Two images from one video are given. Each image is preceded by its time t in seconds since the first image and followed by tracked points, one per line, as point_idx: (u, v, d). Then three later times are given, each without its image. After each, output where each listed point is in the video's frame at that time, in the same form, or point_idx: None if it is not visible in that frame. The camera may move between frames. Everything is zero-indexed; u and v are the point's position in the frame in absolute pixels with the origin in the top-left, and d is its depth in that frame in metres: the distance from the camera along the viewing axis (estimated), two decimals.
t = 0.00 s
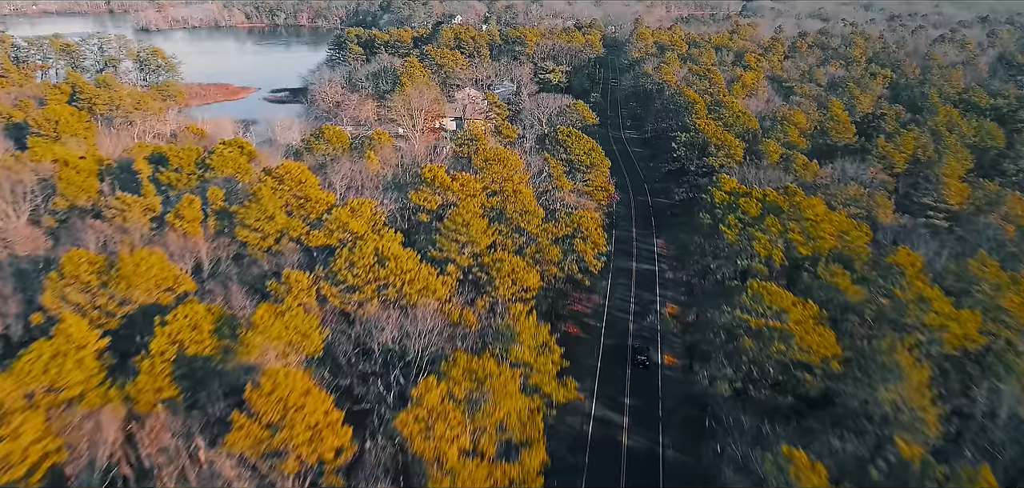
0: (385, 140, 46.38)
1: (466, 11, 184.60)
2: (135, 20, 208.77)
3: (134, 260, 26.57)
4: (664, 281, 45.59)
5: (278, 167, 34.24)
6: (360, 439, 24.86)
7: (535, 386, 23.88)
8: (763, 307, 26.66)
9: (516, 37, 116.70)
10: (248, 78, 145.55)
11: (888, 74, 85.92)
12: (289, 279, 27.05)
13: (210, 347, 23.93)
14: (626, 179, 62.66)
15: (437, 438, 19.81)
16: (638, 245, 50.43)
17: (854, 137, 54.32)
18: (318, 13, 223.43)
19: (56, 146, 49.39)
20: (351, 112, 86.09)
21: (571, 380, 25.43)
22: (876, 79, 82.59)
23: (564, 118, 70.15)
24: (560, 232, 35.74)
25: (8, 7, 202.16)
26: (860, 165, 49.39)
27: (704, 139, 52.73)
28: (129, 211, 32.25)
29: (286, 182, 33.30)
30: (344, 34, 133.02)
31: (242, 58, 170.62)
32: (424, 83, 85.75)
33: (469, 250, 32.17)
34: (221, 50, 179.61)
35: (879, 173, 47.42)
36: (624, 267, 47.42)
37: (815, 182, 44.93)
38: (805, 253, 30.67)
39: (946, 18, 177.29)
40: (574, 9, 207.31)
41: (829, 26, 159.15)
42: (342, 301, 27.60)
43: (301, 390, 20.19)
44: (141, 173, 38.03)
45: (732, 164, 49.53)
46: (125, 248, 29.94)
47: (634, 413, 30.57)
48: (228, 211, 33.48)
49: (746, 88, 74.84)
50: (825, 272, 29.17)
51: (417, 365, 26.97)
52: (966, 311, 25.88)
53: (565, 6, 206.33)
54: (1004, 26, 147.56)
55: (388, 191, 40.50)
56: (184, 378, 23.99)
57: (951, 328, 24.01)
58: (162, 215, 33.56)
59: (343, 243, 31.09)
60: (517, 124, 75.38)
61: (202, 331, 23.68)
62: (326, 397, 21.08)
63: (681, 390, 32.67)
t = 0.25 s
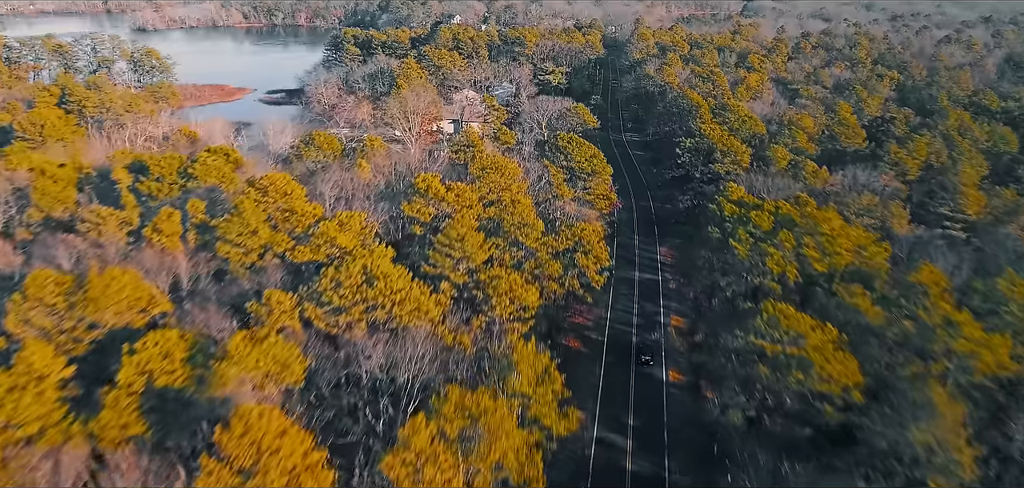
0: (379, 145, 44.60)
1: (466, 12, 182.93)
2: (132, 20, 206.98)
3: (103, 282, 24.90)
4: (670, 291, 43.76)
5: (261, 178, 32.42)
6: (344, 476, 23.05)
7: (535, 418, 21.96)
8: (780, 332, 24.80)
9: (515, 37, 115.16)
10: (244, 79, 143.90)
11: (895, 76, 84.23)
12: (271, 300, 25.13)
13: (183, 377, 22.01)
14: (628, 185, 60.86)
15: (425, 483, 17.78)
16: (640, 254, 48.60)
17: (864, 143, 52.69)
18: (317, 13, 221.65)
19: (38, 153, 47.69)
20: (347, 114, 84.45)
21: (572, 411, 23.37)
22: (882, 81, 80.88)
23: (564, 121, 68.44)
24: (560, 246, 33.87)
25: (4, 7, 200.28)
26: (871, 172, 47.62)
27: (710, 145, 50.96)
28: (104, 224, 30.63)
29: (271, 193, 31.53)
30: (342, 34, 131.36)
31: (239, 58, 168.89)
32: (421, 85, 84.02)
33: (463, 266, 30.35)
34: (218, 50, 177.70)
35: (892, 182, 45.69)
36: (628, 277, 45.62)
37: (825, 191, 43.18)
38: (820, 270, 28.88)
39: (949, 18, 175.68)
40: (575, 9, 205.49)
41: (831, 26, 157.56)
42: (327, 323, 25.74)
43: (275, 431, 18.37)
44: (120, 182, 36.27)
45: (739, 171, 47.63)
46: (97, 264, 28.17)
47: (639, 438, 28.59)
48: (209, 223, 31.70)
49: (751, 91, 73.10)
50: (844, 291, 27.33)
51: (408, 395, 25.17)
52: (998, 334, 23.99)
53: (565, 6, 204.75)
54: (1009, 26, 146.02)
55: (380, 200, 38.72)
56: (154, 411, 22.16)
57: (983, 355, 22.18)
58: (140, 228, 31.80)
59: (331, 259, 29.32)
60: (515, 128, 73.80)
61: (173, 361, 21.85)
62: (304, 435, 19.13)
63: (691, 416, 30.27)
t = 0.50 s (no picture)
0: (371, 152, 42.67)
1: (464, 11, 181.13)
2: (128, 19, 204.92)
3: (67, 306, 22.85)
4: (672, 303, 41.91)
5: (243, 189, 30.51)
6: None
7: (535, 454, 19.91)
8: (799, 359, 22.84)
9: (514, 38, 113.24)
10: (240, 80, 141.90)
11: (902, 78, 82.39)
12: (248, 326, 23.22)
13: (148, 413, 20.07)
14: (630, 191, 59.04)
15: None
16: (643, 263, 46.77)
17: (875, 148, 50.92)
18: (315, 12, 219.70)
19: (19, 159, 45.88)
20: (343, 116, 82.71)
21: (575, 447, 21.35)
22: (890, 83, 79.07)
23: (564, 125, 66.66)
24: (561, 262, 31.92)
25: None
26: (884, 179, 45.81)
27: (716, 150, 49.26)
28: (75, 239, 28.86)
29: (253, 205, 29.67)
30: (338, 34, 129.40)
31: (235, 58, 166.89)
32: (417, 86, 82.21)
33: (458, 283, 28.50)
34: (214, 51, 175.55)
35: (906, 189, 43.84)
36: (628, 287, 43.70)
37: (837, 200, 41.38)
38: (838, 289, 27.06)
39: (952, 18, 174.08)
40: (574, 9, 203.47)
41: (834, 26, 155.97)
42: (310, 349, 23.90)
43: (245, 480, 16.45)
44: (96, 193, 34.44)
45: (746, 177, 45.78)
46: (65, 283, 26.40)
47: (644, 470, 26.97)
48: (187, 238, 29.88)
49: (755, 93, 71.29)
50: (866, 313, 25.43)
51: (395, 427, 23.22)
52: None
53: (564, 6, 203.27)
54: (1014, 26, 144.28)
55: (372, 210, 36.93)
56: (117, 448, 20.28)
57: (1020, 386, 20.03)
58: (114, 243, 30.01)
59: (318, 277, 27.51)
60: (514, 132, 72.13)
61: (137, 395, 19.91)
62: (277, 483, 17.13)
63: (702, 448, 28.28)
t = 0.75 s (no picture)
0: (363, 160, 40.77)
1: (464, 11, 179.33)
2: (124, 19, 202.90)
3: (24, 335, 20.98)
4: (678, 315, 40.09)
5: (223, 204, 28.65)
6: None
7: None
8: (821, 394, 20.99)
9: (513, 38, 111.28)
10: (235, 80, 139.93)
11: (910, 80, 80.59)
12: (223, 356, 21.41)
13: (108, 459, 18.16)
14: (633, 197, 57.24)
15: None
16: (647, 273, 44.99)
17: (888, 155, 49.13)
18: (313, 12, 217.82)
19: None
20: (339, 119, 80.94)
21: None
22: (898, 85, 77.28)
23: (564, 129, 64.85)
24: (562, 279, 29.99)
25: None
26: (898, 188, 44.05)
27: (722, 157, 47.60)
28: (43, 257, 27.16)
29: (234, 221, 27.81)
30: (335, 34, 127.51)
31: (231, 59, 164.94)
32: (414, 89, 80.35)
33: (452, 304, 26.60)
34: (211, 51, 173.62)
35: (922, 199, 42.06)
36: (632, 298, 41.89)
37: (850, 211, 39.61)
38: (859, 312, 25.22)
39: (955, 18, 172.37)
40: (575, 9, 201.52)
41: (836, 27, 154.30)
42: (290, 380, 22.04)
43: None
44: (69, 204, 32.59)
45: (754, 185, 44.04)
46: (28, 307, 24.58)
47: None
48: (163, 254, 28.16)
49: (761, 96, 69.49)
50: (892, 340, 23.54)
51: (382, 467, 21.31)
52: None
53: (564, 6, 201.46)
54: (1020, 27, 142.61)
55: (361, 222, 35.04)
56: None
57: None
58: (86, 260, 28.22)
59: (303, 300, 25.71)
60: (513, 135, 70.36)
61: (95, 439, 18.06)
62: None
63: (713, 480, 26.50)
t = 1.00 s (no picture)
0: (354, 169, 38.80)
1: (463, 11, 177.43)
2: (121, 19, 200.91)
3: None
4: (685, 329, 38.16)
5: (199, 221, 26.84)
6: None
7: None
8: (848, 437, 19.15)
9: (513, 38, 109.25)
10: (231, 81, 137.94)
11: (919, 82, 78.75)
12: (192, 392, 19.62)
13: None
14: (635, 204, 55.41)
15: None
16: (650, 283, 43.19)
17: (900, 162, 47.35)
18: (311, 12, 215.82)
19: None
20: (333, 122, 79.02)
21: None
22: (906, 87, 75.44)
23: (564, 134, 62.95)
24: (563, 300, 28.12)
25: None
26: (912, 198, 42.19)
27: (730, 165, 45.81)
28: (6, 278, 25.34)
29: (211, 240, 25.92)
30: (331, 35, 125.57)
31: (228, 59, 162.96)
32: (411, 91, 78.43)
33: (445, 329, 24.63)
34: (208, 51, 171.54)
35: (939, 208, 40.21)
36: (636, 311, 40.00)
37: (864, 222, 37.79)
38: (883, 338, 23.36)
39: (959, 18, 170.62)
40: (576, 8, 199.38)
41: (840, 27, 152.52)
42: (266, 417, 20.21)
43: None
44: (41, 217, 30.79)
45: (762, 194, 42.16)
46: None
47: None
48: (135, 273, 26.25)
49: (766, 99, 67.67)
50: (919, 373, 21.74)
51: None
52: None
53: (564, 6, 199.58)
54: None
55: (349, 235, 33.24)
56: None
57: None
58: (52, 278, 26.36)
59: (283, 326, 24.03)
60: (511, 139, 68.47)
61: None
62: None
63: None
